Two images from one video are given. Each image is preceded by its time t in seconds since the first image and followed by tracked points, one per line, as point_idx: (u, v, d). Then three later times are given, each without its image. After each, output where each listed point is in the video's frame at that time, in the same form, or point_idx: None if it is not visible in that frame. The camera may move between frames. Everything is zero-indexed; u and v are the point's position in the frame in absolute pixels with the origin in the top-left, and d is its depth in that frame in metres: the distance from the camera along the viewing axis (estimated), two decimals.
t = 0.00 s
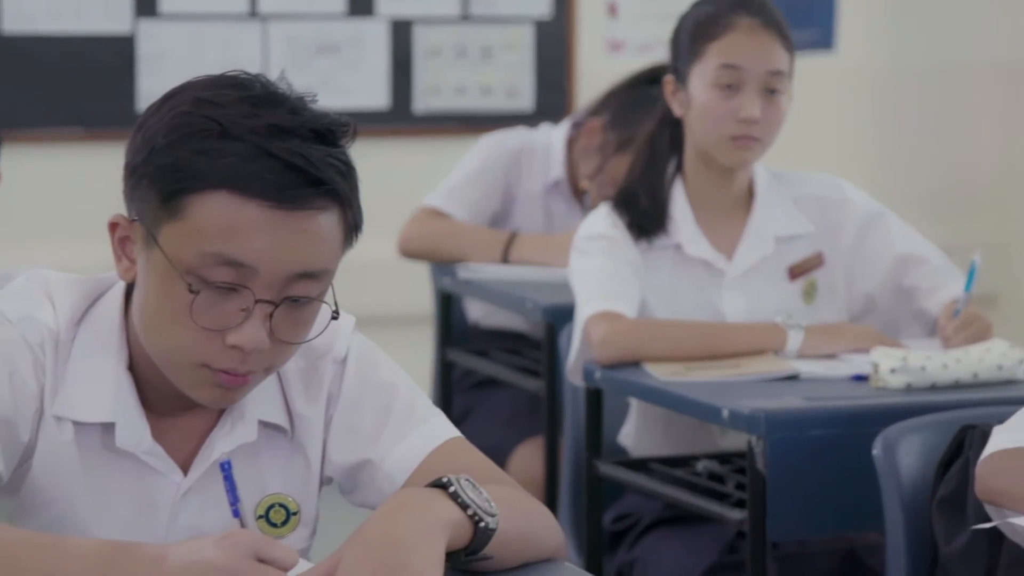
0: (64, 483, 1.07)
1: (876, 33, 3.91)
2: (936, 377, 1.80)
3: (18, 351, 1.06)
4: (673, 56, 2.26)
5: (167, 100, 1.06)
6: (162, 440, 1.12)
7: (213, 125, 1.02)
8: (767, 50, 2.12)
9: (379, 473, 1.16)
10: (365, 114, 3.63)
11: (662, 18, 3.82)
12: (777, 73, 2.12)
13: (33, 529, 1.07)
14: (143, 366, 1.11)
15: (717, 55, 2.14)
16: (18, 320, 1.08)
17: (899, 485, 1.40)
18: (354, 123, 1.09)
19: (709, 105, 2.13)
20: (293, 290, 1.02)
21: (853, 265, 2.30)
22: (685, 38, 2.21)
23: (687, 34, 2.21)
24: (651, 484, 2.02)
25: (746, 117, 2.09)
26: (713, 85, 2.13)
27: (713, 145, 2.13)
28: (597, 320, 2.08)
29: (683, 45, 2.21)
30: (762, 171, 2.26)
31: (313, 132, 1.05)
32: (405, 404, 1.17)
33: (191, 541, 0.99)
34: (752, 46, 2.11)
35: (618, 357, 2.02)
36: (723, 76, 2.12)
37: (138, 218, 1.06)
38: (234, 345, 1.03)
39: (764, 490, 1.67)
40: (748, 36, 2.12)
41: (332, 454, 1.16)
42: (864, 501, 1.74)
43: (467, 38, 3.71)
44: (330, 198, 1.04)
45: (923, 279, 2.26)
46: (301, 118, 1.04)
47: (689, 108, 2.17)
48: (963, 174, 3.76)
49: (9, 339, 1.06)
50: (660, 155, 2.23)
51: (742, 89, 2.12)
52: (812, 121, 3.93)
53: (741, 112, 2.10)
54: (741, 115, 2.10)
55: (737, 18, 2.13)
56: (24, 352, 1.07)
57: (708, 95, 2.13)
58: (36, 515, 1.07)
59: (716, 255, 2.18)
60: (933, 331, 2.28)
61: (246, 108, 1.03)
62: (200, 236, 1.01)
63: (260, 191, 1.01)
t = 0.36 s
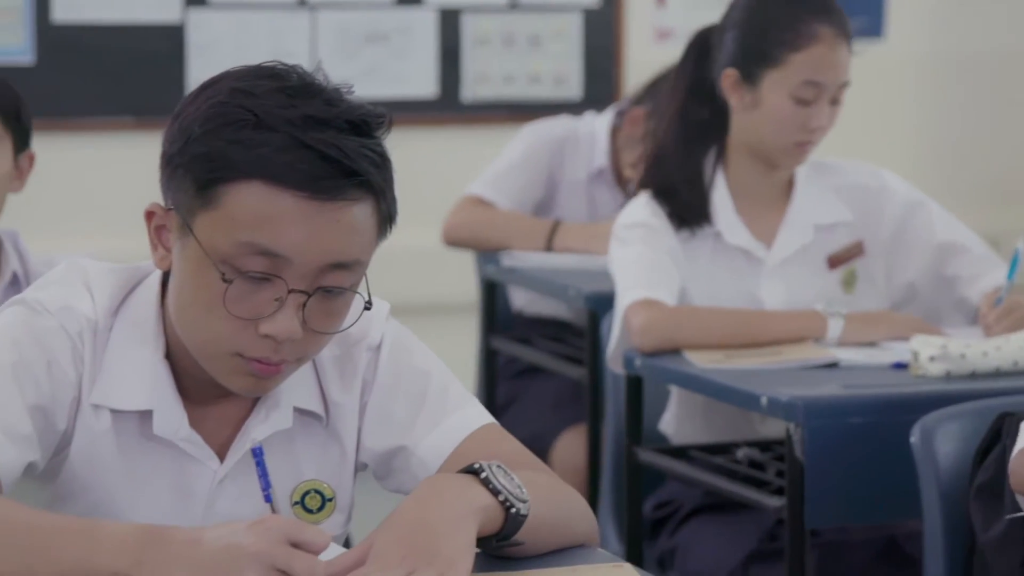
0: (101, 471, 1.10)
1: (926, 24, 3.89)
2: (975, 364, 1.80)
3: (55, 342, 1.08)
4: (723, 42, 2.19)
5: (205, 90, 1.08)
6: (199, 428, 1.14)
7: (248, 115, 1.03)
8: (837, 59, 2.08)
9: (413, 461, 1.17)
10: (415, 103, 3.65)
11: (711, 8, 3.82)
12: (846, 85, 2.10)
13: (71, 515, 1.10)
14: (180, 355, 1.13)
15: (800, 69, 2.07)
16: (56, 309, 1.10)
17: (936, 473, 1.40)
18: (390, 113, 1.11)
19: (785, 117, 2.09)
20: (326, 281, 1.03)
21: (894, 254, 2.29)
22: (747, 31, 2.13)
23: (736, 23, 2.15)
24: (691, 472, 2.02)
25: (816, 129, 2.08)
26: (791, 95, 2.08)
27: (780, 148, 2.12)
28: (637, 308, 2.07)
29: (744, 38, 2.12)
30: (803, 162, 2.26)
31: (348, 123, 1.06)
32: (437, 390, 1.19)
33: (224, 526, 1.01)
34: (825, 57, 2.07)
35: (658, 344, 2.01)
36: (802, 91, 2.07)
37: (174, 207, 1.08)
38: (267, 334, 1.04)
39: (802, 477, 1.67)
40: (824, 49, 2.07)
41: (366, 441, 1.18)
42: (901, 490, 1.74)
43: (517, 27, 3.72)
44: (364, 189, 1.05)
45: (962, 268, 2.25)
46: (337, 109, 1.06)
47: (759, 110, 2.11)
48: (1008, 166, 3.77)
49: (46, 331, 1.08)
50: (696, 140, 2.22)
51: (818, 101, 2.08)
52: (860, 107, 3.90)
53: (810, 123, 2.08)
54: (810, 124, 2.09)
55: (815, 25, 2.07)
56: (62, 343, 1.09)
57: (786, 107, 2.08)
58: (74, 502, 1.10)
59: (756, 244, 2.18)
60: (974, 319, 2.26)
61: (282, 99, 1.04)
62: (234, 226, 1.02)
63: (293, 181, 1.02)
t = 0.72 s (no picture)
0: (141, 462, 1.12)
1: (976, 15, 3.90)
2: (1018, 355, 1.81)
3: (95, 337, 1.11)
4: (772, 33, 2.18)
5: (223, 71, 1.11)
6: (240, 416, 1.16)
7: (263, 88, 1.06)
8: (887, 54, 2.05)
9: (450, 449, 1.19)
10: (467, 95, 3.67)
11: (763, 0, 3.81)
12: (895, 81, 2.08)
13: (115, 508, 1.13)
14: (218, 341, 1.15)
15: (850, 64, 2.05)
16: (96, 303, 1.13)
17: (975, 462, 1.40)
18: (407, 84, 1.12)
19: (832, 110, 2.07)
20: (348, 248, 1.04)
21: (938, 244, 2.27)
22: (799, 24, 2.12)
23: (787, 15, 2.15)
24: (733, 462, 2.03)
25: (863, 124, 2.06)
26: (840, 90, 2.06)
27: (825, 141, 2.11)
28: (679, 299, 2.07)
29: (796, 31, 2.11)
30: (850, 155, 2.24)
31: (363, 91, 1.08)
32: (473, 376, 1.21)
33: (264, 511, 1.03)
34: (877, 52, 2.05)
35: (699, 334, 2.01)
36: (851, 86, 2.06)
37: (197, 187, 1.11)
38: (294, 304, 1.06)
39: (842, 466, 1.67)
40: (876, 44, 2.05)
41: (405, 429, 1.20)
42: (941, 479, 1.74)
43: (567, 19, 3.73)
44: (381, 154, 1.06)
45: (1007, 259, 2.23)
46: (351, 78, 1.08)
47: (806, 104, 2.09)
48: None
49: (86, 326, 1.11)
50: (744, 130, 2.22)
51: (866, 95, 2.06)
52: (920, 103, 3.91)
53: (858, 118, 2.06)
54: (857, 119, 2.07)
55: (868, 21, 2.05)
56: (102, 338, 1.12)
57: (833, 101, 2.07)
58: (113, 494, 1.13)
59: (799, 234, 2.18)
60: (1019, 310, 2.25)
61: (296, 69, 1.07)
62: (253, 196, 1.04)
63: (308, 148, 1.04)
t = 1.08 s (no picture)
0: (169, 454, 1.13)
1: None
2: None
3: (124, 331, 1.12)
4: (816, 26, 2.18)
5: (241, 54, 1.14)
6: (273, 406, 1.18)
7: (282, 62, 1.09)
8: (930, 49, 2.05)
9: (483, 439, 1.21)
10: (515, 88, 3.69)
11: None
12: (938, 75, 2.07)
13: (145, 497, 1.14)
14: (249, 331, 1.18)
15: (893, 58, 2.05)
16: (126, 296, 1.14)
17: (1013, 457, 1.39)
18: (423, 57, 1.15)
19: (873, 103, 2.07)
20: (374, 213, 1.06)
21: (982, 237, 2.26)
22: (843, 17, 2.12)
23: (831, 8, 2.14)
24: (773, 454, 2.03)
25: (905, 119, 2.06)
26: (882, 84, 2.06)
27: (866, 134, 2.10)
28: (719, 291, 2.08)
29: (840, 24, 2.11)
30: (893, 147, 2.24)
31: (379, 62, 1.11)
32: (506, 367, 1.23)
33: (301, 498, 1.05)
34: (919, 47, 2.04)
35: (741, 327, 2.02)
36: (894, 81, 2.05)
37: (222, 168, 1.14)
38: (322, 272, 1.07)
39: (881, 460, 1.68)
40: (919, 39, 2.04)
41: (437, 419, 1.22)
42: (980, 473, 1.74)
43: (616, 13, 3.74)
44: (400, 120, 1.09)
45: None
46: (366, 49, 1.11)
47: (849, 97, 2.09)
48: None
49: (114, 320, 1.12)
50: (786, 123, 2.22)
51: (909, 90, 2.05)
52: (965, 97, 3.88)
53: (900, 113, 2.06)
54: (899, 113, 2.06)
55: (910, 15, 2.05)
56: (130, 332, 1.13)
57: (875, 94, 2.06)
58: (144, 485, 1.14)
59: (841, 227, 2.17)
60: None
61: (313, 42, 1.10)
62: (277, 164, 1.07)
63: (328, 114, 1.06)
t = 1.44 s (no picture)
0: (194, 447, 1.14)
1: None
2: None
3: (150, 326, 1.14)
4: (843, 23, 2.18)
5: (261, 50, 1.17)
6: (298, 399, 1.20)
7: (301, 54, 1.12)
8: (956, 45, 2.05)
9: (505, 433, 1.22)
10: (553, 86, 3.71)
11: None
12: (965, 71, 2.07)
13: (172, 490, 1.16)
14: (274, 325, 1.20)
15: (920, 53, 2.05)
16: (153, 291, 1.16)
17: None
18: (440, 50, 1.18)
19: (900, 99, 2.06)
20: (394, 200, 1.07)
21: (1009, 235, 2.25)
22: (869, 14, 2.12)
23: (857, 4, 2.15)
24: (799, 452, 2.03)
25: (932, 114, 2.05)
26: (909, 80, 2.06)
27: (893, 130, 2.10)
28: (747, 288, 2.09)
29: (867, 20, 2.11)
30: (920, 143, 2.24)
31: (396, 53, 1.13)
32: (528, 361, 1.24)
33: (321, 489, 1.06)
34: (947, 42, 2.04)
35: (768, 324, 2.03)
36: (920, 76, 2.05)
37: (243, 161, 1.16)
38: (344, 260, 1.08)
39: (906, 460, 1.69)
40: (945, 34, 2.04)
41: (461, 412, 1.23)
42: (1005, 471, 1.74)
43: (654, 11, 3.76)
44: (418, 108, 1.11)
45: None
46: (384, 41, 1.13)
47: (875, 93, 2.09)
48: None
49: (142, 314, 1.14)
50: (814, 121, 2.22)
51: (935, 85, 2.05)
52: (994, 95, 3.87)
53: (927, 108, 2.05)
54: (925, 109, 2.06)
55: (937, 10, 2.05)
56: (157, 328, 1.15)
57: (902, 90, 2.06)
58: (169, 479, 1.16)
59: (869, 224, 2.17)
60: None
61: (331, 34, 1.13)
62: (297, 154, 1.09)
63: (347, 103, 1.08)
